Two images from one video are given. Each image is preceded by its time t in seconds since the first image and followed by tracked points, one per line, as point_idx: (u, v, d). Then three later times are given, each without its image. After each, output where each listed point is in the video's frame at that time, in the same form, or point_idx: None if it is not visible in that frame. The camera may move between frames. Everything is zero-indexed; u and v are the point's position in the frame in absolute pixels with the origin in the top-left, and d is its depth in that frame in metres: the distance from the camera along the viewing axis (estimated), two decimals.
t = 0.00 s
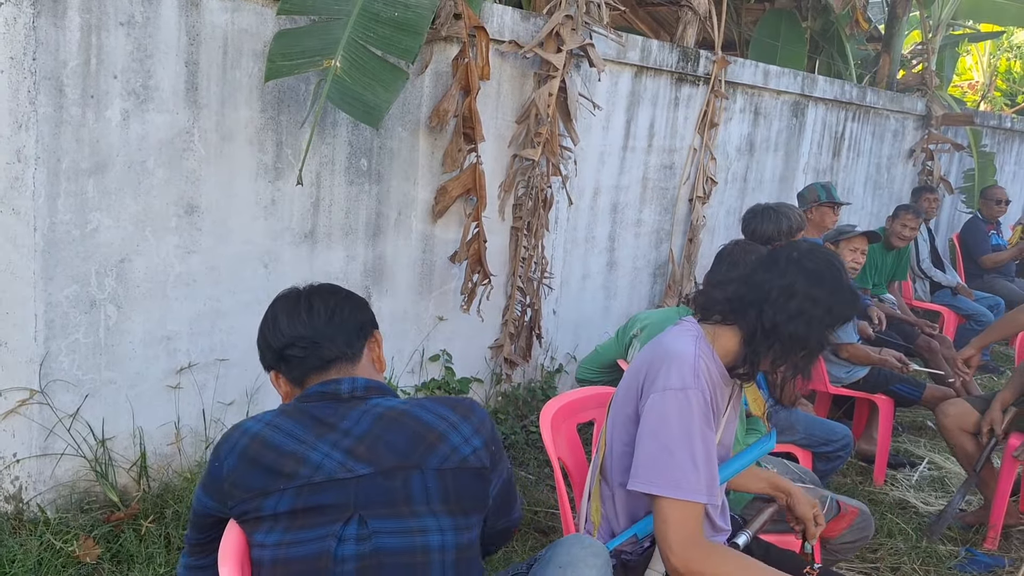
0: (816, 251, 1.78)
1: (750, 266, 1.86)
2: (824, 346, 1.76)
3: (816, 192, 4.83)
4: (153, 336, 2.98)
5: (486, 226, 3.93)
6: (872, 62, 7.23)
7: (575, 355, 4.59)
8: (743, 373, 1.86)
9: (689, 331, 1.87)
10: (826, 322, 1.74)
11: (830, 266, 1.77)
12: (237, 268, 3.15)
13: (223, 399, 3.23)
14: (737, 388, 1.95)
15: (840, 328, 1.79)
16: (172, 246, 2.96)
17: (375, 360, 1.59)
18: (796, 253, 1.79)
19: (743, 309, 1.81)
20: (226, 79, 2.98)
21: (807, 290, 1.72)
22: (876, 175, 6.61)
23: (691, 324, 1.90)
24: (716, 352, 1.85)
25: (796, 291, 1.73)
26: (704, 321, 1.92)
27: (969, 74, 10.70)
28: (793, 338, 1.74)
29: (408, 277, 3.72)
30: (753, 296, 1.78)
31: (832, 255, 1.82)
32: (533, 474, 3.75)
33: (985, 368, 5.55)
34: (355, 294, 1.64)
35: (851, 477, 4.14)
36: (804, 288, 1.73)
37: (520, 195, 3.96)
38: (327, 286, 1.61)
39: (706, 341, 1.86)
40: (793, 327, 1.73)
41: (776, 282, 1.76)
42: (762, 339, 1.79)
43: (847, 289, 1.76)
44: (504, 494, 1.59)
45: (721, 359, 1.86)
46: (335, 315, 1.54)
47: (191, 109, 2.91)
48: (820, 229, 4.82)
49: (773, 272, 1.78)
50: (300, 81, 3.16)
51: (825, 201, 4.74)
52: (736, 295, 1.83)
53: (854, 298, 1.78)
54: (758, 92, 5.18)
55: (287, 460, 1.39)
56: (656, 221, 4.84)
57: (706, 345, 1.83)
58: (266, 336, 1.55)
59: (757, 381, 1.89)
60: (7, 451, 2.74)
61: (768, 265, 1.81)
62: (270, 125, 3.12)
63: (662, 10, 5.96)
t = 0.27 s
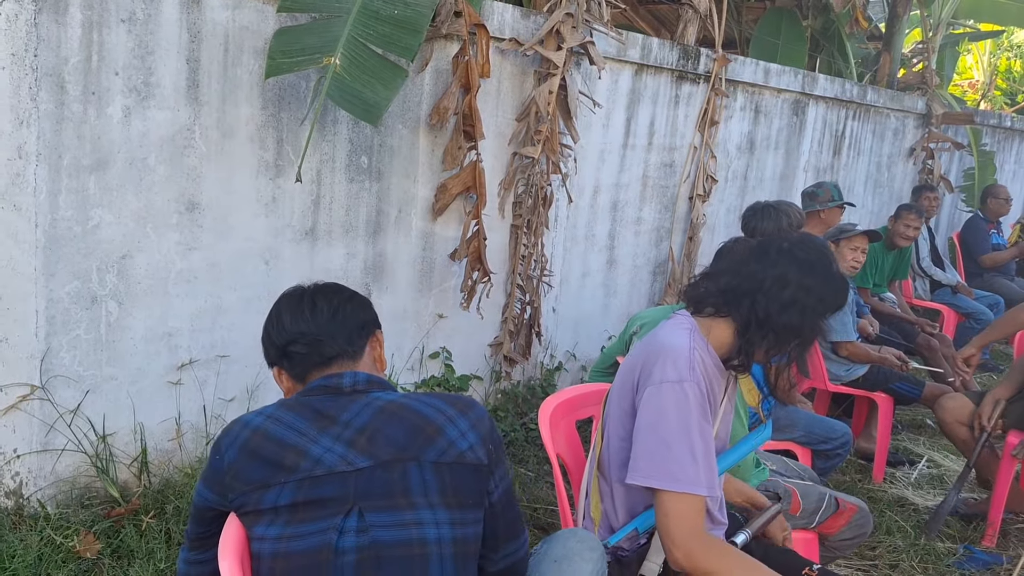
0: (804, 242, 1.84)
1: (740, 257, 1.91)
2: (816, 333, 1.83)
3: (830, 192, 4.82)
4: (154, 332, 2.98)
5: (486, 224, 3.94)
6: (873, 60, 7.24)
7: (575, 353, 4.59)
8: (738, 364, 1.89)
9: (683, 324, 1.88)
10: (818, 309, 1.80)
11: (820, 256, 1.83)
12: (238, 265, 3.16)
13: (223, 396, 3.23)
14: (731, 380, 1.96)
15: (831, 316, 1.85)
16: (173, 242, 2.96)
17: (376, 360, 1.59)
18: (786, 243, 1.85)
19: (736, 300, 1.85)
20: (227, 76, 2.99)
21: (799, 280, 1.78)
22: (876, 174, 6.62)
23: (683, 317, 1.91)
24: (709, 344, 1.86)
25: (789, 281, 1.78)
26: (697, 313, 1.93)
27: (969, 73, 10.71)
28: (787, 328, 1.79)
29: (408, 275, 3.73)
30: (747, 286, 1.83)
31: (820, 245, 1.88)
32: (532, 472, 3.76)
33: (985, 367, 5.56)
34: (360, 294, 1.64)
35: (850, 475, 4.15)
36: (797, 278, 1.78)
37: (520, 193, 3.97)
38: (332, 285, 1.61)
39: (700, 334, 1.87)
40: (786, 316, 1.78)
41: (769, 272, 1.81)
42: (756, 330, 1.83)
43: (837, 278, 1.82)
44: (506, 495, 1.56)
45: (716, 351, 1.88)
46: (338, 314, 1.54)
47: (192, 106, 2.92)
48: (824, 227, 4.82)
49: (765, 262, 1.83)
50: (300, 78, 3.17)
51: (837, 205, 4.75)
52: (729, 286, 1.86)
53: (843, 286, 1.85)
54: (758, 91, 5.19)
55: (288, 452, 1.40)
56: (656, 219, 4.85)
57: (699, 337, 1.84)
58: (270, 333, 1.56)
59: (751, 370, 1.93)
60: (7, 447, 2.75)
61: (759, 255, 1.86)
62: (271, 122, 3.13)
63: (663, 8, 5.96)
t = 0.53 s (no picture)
0: (791, 238, 1.89)
1: (728, 254, 1.95)
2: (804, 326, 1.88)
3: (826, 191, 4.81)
4: (152, 331, 3.00)
5: (483, 223, 3.96)
6: (870, 61, 7.25)
7: (572, 352, 4.61)
8: (728, 361, 1.93)
9: (674, 324, 1.90)
10: (807, 303, 1.85)
11: (806, 251, 1.88)
12: (235, 263, 3.18)
13: (221, 394, 3.25)
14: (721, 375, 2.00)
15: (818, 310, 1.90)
16: (170, 241, 2.98)
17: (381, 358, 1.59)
18: (773, 240, 1.90)
19: (726, 295, 1.88)
20: (225, 75, 3.00)
21: (787, 275, 1.83)
22: (874, 174, 6.63)
23: (676, 316, 1.93)
24: (701, 344, 1.88)
25: (777, 276, 1.83)
26: (686, 310, 1.96)
27: (967, 73, 10.73)
28: (777, 323, 1.84)
29: (405, 273, 3.74)
30: (736, 282, 1.87)
31: (806, 241, 1.93)
32: (529, 470, 3.78)
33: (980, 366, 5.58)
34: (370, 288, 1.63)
35: (845, 474, 4.17)
36: (785, 273, 1.83)
37: (517, 192, 3.98)
38: (340, 278, 1.61)
39: (691, 333, 1.89)
40: (775, 311, 1.83)
41: (758, 267, 1.85)
42: (746, 326, 1.87)
43: (823, 273, 1.88)
44: (497, 496, 1.59)
45: (708, 348, 1.91)
46: (342, 313, 1.53)
47: (189, 106, 2.93)
48: (820, 226, 4.84)
49: (753, 258, 1.87)
50: (298, 77, 3.18)
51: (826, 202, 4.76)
52: (718, 282, 1.90)
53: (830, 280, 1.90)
54: (755, 91, 5.21)
55: (286, 448, 1.41)
56: (653, 219, 4.87)
57: (691, 337, 1.86)
58: (278, 327, 1.57)
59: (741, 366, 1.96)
60: (6, 444, 2.76)
61: (747, 252, 1.91)
62: (269, 121, 3.15)
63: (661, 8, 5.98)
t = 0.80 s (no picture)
0: (776, 240, 1.96)
1: (716, 256, 2.01)
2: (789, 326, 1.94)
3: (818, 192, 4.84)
4: (152, 331, 3.04)
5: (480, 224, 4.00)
6: (865, 63, 7.30)
7: (568, 352, 4.66)
8: (717, 360, 1.98)
9: (664, 325, 1.95)
10: (793, 304, 1.91)
11: (792, 254, 1.94)
12: (235, 264, 3.22)
13: (220, 393, 3.29)
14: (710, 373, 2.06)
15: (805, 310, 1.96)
16: (170, 243, 3.02)
17: (392, 362, 1.63)
18: (759, 242, 1.96)
19: (715, 296, 1.94)
20: (225, 79, 3.04)
21: (773, 276, 1.89)
22: (868, 176, 6.68)
23: (666, 317, 1.98)
24: (691, 344, 1.93)
25: (763, 277, 1.89)
26: (675, 310, 2.02)
27: (962, 75, 10.79)
28: (763, 321, 1.90)
29: (402, 275, 3.79)
30: (724, 283, 1.93)
31: (792, 243, 2.00)
32: (525, 469, 3.82)
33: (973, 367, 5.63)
34: (398, 293, 1.68)
35: (838, 473, 4.21)
36: (770, 274, 1.89)
37: (514, 194, 4.03)
38: (367, 280, 1.67)
39: (681, 334, 1.94)
40: (762, 311, 1.89)
41: (745, 270, 1.91)
42: (734, 325, 1.92)
43: (808, 274, 1.94)
44: (499, 488, 1.61)
45: (697, 347, 1.97)
46: (361, 315, 1.59)
47: (189, 109, 2.98)
48: (813, 228, 4.90)
49: (740, 259, 1.94)
50: (297, 81, 3.22)
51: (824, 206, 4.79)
52: (707, 282, 1.96)
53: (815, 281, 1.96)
54: (750, 94, 5.25)
55: (290, 443, 1.44)
56: (649, 221, 4.91)
57: (681, 338, 1.91)
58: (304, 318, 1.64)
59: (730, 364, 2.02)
60: (9, 443, 2.80)
61: (734, 254, 1.97)
62: (268, 124, 3.19)
63: (657, 11, 6.02)
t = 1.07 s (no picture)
0: (761, 243, 2.03)
1: (703, 259, 2.09)
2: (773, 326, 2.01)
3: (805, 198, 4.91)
4: (152, 332, 3.10)
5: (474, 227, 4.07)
6: (854, 67, 7.39)
7: (561, 353, 4.72)
8: (703, 359, 2.06)
9: (652, 324, 2.02)
10: (776, 305, 1.98)
11: (776, 258, 2.00)
12: (233, 266, 3.28)
13: (218, 393, 3.35)
14: (695, 371, 2.13)
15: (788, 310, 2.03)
16: (169, 245, 3.08)
17: (399, 367, 1.68)
18: (744, 245, 2.04)
19: (701, 297, 2.01)
20: (223, 85, 3.10)
21: (757, 278, 1.96)
22: (857, 179, 6.77)
23: (654, 317, 2.05)
24: (678, 343, 2.00)
25: (748, 279, 1.96)
26: (662, 311, 2.10)
27: (951, 79, 10.91)
28: (747, 321, 1.97)
29: (397, 276, 3.85)
30: (710, 285, 2.00)
31: (777, 246, 2.07)
32: (518, 468, 3.89)
33: (960, 367, 5.72)
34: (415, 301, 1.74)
35: (825, 471, 4.29)
36: (754, 276, 1.96)
37: (507, 197, 4.10)
38: (385, 286, 1.73)
39: (668, 333, 2.01)
40: (747, 311, 1.96)
41: (730, 273, 1.98)
42: (719, 325, 2.00)
43: (791, 276, 2.01)
44: (492, 490, 1.69)
45: (684, 346, 2.04)
46: (374, 319, 1.65)
47: (188, 114, 3.04)
48: (800, 230, 4.96)
49: (725, 262, 2.01)
50: (294, 87, 3.29)
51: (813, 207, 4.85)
52: (694, 284, 2.03)
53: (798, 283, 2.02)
54: (740, 98, 5.33)
55: (298, 436, 1.50)
56: (640, 223, 4.99)
57: (668, 337, 1.98)
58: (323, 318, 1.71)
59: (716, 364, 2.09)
60: (12, 441, 2.86)
61: (720, 256, 2.04)
62: (265, 129, 3.25)
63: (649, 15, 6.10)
